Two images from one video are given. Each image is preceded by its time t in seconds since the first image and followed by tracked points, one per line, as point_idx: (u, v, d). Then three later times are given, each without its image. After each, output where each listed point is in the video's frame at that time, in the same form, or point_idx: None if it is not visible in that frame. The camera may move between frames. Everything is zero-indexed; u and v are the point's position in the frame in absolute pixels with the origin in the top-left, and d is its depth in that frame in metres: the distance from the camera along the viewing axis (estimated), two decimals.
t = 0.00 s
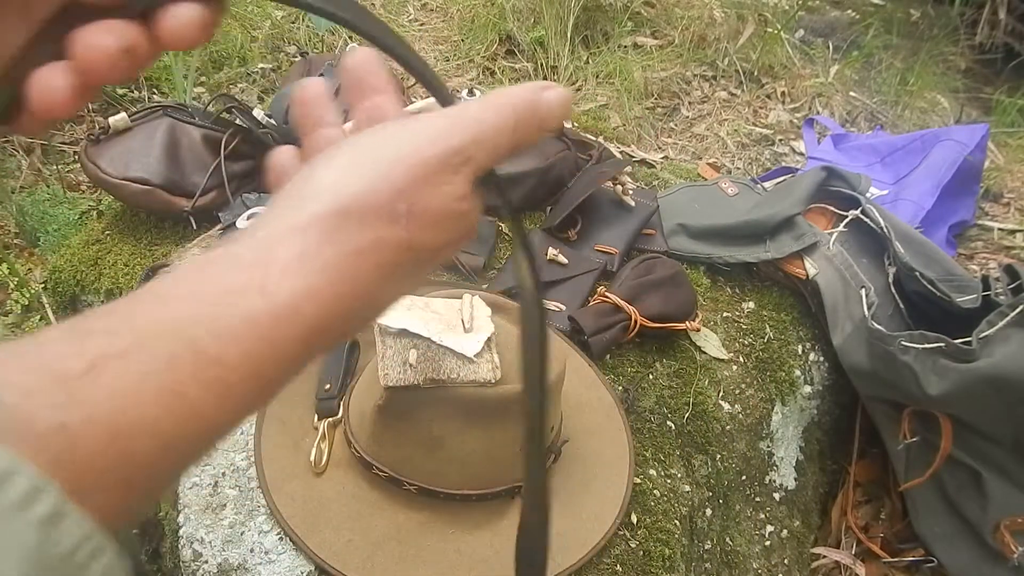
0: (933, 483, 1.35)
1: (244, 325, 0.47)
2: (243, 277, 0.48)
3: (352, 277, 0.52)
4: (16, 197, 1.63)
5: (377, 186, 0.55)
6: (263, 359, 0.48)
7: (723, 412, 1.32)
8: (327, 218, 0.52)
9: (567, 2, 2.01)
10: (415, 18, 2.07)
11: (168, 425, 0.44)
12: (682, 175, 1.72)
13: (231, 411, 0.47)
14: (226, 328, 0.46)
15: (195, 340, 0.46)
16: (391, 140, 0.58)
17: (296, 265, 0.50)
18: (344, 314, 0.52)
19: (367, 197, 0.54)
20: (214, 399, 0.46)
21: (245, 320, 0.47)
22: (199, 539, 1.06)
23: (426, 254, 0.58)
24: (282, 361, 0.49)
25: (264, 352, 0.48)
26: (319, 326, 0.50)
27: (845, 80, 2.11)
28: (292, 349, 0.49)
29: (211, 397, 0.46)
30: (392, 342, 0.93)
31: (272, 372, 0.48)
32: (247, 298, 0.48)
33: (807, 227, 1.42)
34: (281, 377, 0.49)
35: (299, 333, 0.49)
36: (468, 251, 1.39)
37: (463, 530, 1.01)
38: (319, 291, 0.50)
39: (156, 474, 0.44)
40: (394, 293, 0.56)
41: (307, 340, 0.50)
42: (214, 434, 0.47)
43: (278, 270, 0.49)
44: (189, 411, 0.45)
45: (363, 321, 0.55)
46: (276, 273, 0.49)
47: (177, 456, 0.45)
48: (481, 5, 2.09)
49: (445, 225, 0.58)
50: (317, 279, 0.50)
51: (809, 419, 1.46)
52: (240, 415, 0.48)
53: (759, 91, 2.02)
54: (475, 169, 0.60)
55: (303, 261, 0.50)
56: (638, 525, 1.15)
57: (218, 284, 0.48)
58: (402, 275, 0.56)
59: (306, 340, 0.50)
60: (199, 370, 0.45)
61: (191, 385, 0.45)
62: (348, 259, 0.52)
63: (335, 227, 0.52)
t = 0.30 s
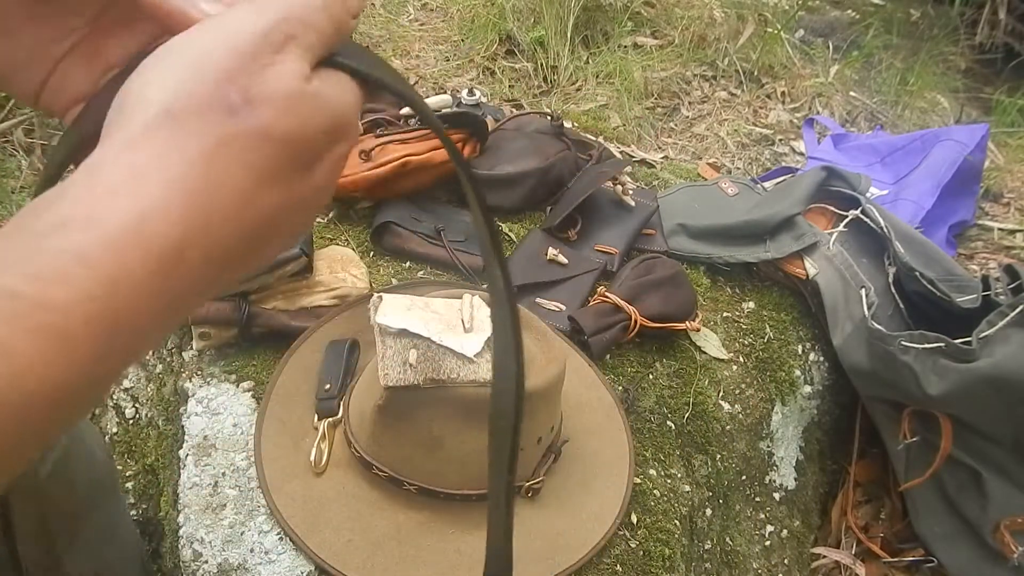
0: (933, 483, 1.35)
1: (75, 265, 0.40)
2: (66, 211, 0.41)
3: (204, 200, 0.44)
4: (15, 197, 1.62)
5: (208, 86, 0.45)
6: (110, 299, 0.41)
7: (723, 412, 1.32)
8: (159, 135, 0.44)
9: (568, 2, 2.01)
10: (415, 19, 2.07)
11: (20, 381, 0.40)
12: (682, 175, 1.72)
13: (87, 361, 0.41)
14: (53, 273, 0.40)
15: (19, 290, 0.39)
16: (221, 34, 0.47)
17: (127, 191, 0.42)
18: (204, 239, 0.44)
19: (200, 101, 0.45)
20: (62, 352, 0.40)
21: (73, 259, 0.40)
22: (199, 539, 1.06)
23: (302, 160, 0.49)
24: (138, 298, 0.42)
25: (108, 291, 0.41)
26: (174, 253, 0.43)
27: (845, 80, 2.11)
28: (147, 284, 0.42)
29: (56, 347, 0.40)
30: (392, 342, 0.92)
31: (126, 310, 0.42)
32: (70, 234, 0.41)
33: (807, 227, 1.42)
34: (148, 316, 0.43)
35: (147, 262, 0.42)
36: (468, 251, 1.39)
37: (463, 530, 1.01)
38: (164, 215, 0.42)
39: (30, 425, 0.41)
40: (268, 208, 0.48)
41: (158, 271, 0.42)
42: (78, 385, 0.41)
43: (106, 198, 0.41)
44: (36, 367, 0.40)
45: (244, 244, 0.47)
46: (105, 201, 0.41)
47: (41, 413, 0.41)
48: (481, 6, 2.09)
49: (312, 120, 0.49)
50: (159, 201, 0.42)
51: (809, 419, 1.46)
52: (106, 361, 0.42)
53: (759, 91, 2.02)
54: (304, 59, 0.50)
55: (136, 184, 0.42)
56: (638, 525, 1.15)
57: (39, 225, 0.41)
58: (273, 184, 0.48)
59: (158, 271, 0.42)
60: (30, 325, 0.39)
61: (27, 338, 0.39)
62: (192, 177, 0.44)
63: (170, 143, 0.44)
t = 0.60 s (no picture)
0: (933, 483, 1.35)
1: (228, 164, 0.34)
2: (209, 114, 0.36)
3: (358, 107, 0.39)
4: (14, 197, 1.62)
5: None
6: (262, 205, 0.35)
7: (723, 412, 1.32)
8: (307, 40, 0.39)
9: (568, 2, 2.01)
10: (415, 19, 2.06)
11: (156, 295, 0.32)
12: (682, 175, 1.72)
13: (236, 279, 0.34)
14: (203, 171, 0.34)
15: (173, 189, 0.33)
16: None
17: (291, 90, 0.37)
18: (357, 153, 0.39)
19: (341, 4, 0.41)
20: (208, 257, 0.33)
21: (232, 154, 0.35)
22: (199, 539, 1.06)
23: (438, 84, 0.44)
24: (287, 209, 0.36)
25: (260, 195, 0.35)
26: (328, 160, 0.37)
27: (845, 80, 2.11)
28: (301, 192, 0.36)
29: (199, 257, 0.33)
30: (392, 342, 0.92)
31: (295, 210, 0.36)
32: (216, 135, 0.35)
33: (807, 227, 1.43)
34: (293, 235, 0.36)
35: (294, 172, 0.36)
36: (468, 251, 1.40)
37: (463, 530, 1.01)
38: (318, 119, 0.37)
39: (150, 358, 0.32)
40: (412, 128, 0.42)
41: (309, 177, 0.36)
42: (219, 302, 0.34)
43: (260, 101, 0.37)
44: (172, 273, 0.32)
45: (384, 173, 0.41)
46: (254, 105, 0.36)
47: (169, 337, 0.33)
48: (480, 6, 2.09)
49: (452, 39, 0.44)
50: (319, 97, 0.37)
51: (809, 419, 1.46)
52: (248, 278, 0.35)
53: (759, 91, 2.02)
54: None
55: (299, 82, 0.37)
56: (638, 525, 1.15)
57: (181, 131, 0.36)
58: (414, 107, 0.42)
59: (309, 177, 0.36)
60: (177, 224, 0.32)
61: (181, 244, 0.33)
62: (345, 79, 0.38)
63: (319, 45, 0.39)
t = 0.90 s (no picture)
0: (933, 483, 1.36)
1: (425, 124, 0.37)
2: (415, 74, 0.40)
3: (543, 78, 0.41)
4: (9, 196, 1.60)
5: None
6: (452, 166, 0.37)
7: (723, 412, 1.32)
8: (502, 15, 0.43)
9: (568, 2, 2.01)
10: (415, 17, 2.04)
11: (354, 237, 0.33)
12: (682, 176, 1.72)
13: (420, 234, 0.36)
14: (407, 128, 0.37)
15: (378, 140, 0.36)
16: None
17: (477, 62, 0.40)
18: (537, 126, 0.40)
19: None
20: (402, 209, 0.35)
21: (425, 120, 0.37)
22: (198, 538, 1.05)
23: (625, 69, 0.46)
24: (470, 172, 0.38)
25: (450, 157, 0.37)
26: (512, 130, 0.39)
27: (845, 80, 2.10)
28: (484, 157, 0.38)
29: (397, 204, 0.35)
30: (392, 342, 0.93)
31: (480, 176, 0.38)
32: (418, 95, 0.38)
33: (807, 227, 1.43)
34: (470, 198, 0.38)
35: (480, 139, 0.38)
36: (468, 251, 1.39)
37: (463, 530, 1.01)
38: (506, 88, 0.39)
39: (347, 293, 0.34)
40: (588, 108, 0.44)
41: (492, 149, 0.38)
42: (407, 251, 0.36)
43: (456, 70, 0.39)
44: (373, 218, 0.34)
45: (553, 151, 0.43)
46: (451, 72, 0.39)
47: (363, 278, 0.34)
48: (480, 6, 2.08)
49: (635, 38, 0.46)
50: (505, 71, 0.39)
51: (809, 418, 1.46)
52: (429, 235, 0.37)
53: (759, 91, 2.02)
54: None
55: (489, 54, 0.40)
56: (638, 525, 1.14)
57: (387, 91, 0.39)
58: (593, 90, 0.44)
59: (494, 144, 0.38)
60: (380, 172, 0.35)
61: (380, 191, 0.35)
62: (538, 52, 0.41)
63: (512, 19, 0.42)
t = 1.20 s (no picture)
0: (933, 483, 1.35)
1: (500, 165, 0.48)
2: (491, 122, 0.51)
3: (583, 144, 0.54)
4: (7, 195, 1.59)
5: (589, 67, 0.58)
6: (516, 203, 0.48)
7: (723, 412, 1.32)
8: (573, 82, 0.57)
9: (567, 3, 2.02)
10: (415, 17, 2.04)
11: (445, 245, 0.43)
12: (682, 176, 1.72)
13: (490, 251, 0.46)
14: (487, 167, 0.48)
15: (464, 168, 0.46)
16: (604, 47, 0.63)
17: (552, 115, 0.54)
18: (583, 175, 0.54)
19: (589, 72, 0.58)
20: (482, 229, 0.45)
21: (509, 153, 0.50)
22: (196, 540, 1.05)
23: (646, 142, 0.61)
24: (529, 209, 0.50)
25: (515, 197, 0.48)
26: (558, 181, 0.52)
27: (845, 80, 2.10)
28: (539, 200, 0.50)
29: (477, 222, 0.45)
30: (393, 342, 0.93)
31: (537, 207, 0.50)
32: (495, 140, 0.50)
33: (807, 227, 1.43)
34: (527, 232, 0.49)
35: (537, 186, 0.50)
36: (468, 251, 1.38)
37: (464, 530, 1.01)
38: (566, 142, 0.53)
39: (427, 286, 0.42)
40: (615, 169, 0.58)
41: (554, 188, 0.52)
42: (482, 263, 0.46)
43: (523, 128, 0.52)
44: (461, 229, 0.44)
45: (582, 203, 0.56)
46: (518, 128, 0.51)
47: (448, 281, 0.43)
48: (480, 6, 2.08)
49: (670, 106, 0.62)
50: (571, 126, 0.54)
51: (809, 418, 1.46)
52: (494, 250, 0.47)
53: (759, 91, 2.02)
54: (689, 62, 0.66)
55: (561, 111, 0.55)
56: (639, 525, 1.14)
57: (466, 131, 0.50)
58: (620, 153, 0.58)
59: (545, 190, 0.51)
60: (470, 189, 0.46)
61: (462, 209, 0.45)
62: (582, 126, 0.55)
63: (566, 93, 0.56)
